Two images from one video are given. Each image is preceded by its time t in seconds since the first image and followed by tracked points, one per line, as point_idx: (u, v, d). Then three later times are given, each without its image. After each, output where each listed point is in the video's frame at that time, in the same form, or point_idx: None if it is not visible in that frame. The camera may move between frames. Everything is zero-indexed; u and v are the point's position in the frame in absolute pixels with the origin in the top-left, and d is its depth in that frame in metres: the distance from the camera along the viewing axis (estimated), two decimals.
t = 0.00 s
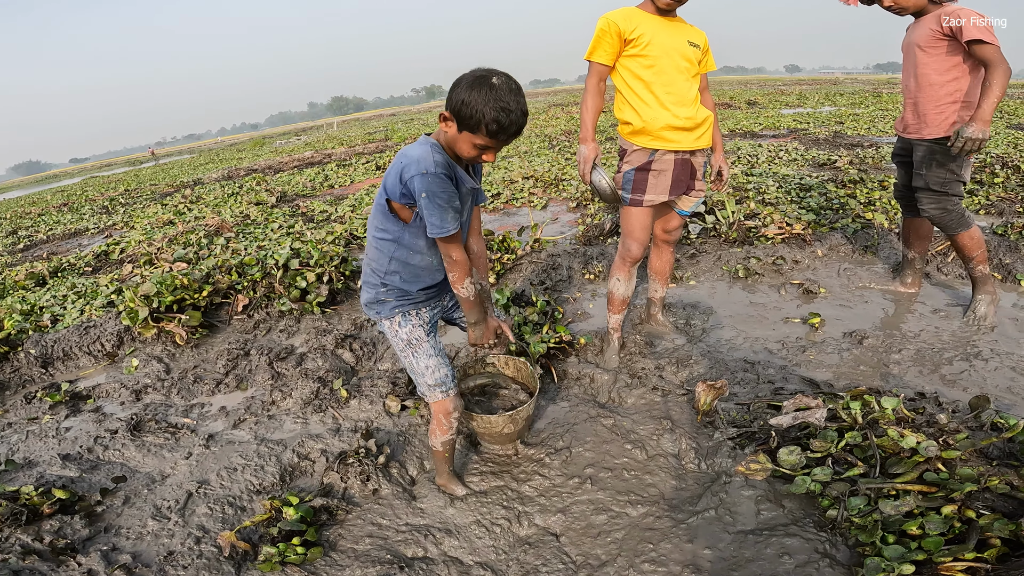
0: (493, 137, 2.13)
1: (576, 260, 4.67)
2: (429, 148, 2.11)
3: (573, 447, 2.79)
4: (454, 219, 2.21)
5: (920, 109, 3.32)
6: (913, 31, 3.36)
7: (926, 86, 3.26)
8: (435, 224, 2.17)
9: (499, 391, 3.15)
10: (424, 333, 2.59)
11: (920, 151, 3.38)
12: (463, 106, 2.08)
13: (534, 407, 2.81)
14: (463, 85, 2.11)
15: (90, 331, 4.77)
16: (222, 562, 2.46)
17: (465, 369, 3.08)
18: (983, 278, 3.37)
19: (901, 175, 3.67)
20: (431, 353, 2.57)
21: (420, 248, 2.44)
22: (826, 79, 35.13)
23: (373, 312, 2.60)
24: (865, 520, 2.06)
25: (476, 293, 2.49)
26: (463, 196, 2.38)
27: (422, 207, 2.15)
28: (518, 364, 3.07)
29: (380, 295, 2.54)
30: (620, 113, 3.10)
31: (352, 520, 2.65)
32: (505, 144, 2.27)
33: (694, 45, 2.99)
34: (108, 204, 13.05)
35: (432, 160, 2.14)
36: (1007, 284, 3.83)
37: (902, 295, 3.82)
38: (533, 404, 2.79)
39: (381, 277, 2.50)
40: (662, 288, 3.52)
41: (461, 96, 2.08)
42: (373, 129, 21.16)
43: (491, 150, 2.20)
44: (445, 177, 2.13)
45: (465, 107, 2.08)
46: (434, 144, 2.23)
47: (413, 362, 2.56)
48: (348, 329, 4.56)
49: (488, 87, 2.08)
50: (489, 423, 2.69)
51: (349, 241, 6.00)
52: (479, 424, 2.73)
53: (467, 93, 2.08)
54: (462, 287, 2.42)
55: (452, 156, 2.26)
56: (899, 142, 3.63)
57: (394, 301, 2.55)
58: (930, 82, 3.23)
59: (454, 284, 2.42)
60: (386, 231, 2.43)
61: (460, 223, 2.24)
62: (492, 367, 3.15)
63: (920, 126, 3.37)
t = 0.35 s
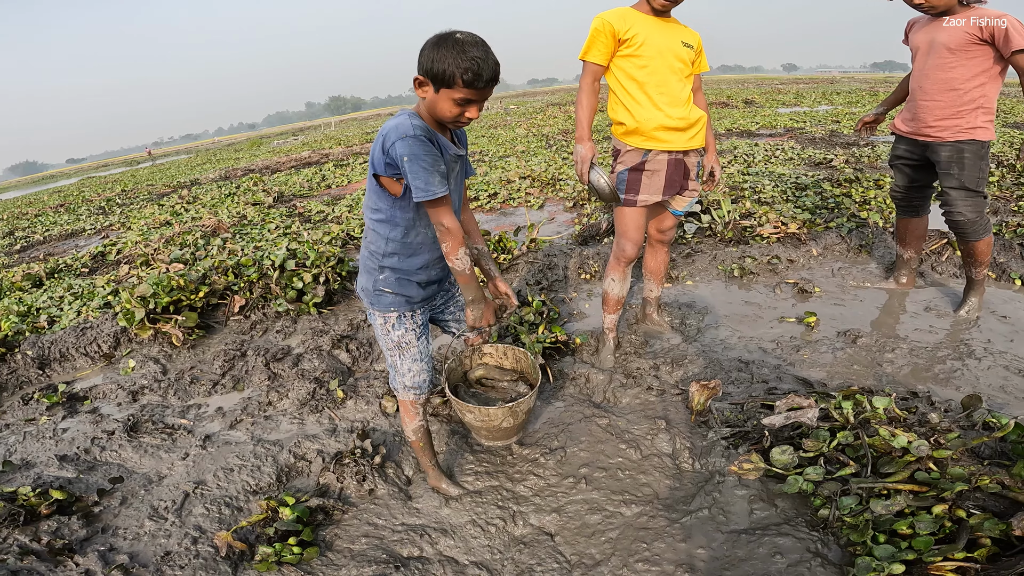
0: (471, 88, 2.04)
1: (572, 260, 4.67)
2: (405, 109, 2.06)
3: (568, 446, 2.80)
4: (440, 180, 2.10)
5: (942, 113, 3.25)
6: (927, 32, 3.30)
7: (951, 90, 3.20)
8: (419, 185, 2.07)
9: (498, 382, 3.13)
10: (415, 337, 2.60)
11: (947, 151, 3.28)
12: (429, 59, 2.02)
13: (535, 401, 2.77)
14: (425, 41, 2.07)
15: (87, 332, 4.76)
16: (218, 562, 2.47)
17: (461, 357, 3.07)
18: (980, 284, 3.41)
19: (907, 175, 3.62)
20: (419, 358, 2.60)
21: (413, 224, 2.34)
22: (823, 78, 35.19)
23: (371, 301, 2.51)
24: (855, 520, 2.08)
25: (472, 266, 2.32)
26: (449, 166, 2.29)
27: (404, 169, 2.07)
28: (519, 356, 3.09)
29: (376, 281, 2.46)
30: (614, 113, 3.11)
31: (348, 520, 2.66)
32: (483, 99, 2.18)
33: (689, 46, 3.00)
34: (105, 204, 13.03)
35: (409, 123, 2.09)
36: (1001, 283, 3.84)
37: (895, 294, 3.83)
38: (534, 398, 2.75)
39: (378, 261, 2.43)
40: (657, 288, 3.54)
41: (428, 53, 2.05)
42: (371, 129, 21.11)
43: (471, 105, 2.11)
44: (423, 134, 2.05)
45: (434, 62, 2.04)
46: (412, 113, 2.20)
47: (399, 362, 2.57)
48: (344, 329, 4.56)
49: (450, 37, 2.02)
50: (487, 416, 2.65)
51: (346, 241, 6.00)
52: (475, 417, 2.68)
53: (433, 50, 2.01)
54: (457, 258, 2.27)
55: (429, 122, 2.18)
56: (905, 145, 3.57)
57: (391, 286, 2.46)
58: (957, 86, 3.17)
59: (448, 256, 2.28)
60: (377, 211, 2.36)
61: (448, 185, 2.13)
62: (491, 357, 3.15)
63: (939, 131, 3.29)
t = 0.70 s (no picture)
0: (436, 65, 1.91)
1: (569, 258, 4.66)
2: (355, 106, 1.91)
3: (564, 444, 2.78)
4: (398, 181, 1.93)
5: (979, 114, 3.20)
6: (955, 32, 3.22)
7: (989, 91, 3.15)
8: (373, 190, 1.92)
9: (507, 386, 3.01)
10: (407, 346, 2.54)
11: (984, 152, 3.24)
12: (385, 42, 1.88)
13: (539, 418, 2.60)
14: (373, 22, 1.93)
15: (81, 331, 4.73)
16: (211, 561, 2.45)
17: (465, 368, 2.95)
18: (980, 283, 3.45)
19: (919, 171, 3.59)
20: (411, 366, 2.55)
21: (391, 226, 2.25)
22: (820, 79, 35.26)
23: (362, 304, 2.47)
24: (853, 517, 2.06)
25: (447, 275, 2.15)
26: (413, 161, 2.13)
27: (360, 173, 1.93)
28: (526, 364, 2.93)
29: (365, 284, 2.41)
30: (609, 110, 3.10)
31: (343, 518, 2.64)
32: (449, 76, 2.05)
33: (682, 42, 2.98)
34: (102, 204, 12.99)
35: (362, 121, 1.95)
36: (998, 279, 3.84)
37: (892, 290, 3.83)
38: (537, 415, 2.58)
39: (365, 262, 2.38)
40: (654, 285, 3.51)
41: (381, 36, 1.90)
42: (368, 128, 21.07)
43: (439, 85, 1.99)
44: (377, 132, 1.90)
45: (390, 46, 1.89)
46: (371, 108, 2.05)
47: (391, 370, 2.54)
48: (340, 327, 4.53)
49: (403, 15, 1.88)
50: (484, 436, 2.52)
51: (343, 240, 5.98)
52: (473, 436, 2.56)
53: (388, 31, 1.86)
54: (429, 267, 2.10)
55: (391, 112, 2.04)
56: (920, 142, 3.53)
57: (380, 289, 2.40)
58: (996, 87, 3.13)
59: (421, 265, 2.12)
60: (358, 213, 2.29)
61: (408, 187, 1.95)
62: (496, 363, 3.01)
63: (973, 132, 3.24)
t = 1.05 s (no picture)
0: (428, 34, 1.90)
1: (566, 251, 4.66)
2: (338, 83, 1.82)
3: (562, 433, 2.78)
4: (391, 163, 1.87)
5: (1006, 107, 3.14)
6: (973, 26, 3.17)
7: (1015, 84, 3.09)
8: (364, 174, 1.84)
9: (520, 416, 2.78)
10: (416, 350, 2.53)
11: (1003, 151, 3.21)
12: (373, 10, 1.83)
13: (508, 453, 2.33)
14: None
15: (78, 327, 4.71)
16: (210, 551, 2.44)
17: (469, 381, 2.83)
18: (978, 275, 3.49)
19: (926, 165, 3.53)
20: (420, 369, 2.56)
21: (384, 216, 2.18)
22: (815, 77, 35.37)
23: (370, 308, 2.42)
24: (852, 502, 2.05)
25: (439, 267, 2.11)
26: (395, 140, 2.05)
27: (348, 156, 1.85)
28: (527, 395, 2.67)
29: (372, 287, 2.35)
30: (603, 103, 3.11)
31: (341, 509, 2.63)
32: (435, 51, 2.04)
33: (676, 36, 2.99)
34: (97, 204, 12.95)
35: (346, 99, 1.86)
36: (993, 269, 3.86)
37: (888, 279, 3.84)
38: (506, 449, 2.31)
39: (365, 263, 2.30)
40: (650, 276, 3.52)
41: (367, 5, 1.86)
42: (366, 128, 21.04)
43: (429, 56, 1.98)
44: (366, 111, 1.82)
45: (378, 14, 1.84)
46: (349, 86, 1.97)
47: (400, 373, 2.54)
48: (337, 320, 4.52)
49: None
50: (443, 453, 2.33)
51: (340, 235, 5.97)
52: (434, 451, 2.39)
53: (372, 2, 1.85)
54: (422, 257, 2.05)
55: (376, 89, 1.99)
56: (931, 139, 3.46)
57: (389, 290, 2.36)
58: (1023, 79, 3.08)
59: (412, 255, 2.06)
60: (342, 210, 2.18)
61: (400, 169, 1.89)
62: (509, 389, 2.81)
63: (999, 126, 3.18)
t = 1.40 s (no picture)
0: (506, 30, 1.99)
1: (550, 250, 4.69)
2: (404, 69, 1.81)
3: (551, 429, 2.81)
4: (425, 161, 1.81)
5: (986, 102, 3.25)
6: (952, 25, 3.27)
7: (992, 81, 3.22)
8: (402, 164, 1.80)
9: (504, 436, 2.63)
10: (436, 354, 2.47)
11: (984, 146, 3.33)
12: None
13: (484, 485, 2.24)
14: None
15: (56, 332, 4.61)
16: (199, 554, 2.41)
17: (448, 400, 2.71)
18: (953, 266, 3.60)
19: (913, 161, 3.56)
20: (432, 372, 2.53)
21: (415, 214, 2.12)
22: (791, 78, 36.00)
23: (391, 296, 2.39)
24: (836, 491, 2.09)
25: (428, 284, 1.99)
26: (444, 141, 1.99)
27: (392, 141, 1.80)
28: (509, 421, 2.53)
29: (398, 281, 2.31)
30: (586, 101, 3.15)
31: (332, 509, 2.62)
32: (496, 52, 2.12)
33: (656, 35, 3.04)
34: (72, 209, 12.67)
35: (413, 86, 1.83)
36: (966, 261, 3.90)
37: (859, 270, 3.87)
38: (482, 482, 2.22)
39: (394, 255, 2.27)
40: (634, 272, 3.57)
41: None
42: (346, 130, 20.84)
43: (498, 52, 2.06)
44: (427, 106, 1.79)
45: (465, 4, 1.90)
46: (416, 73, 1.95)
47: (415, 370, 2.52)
48: (321, 321, 4.48)
49: None
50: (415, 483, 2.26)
51: (324, 237, 5.92)
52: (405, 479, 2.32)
53: None
54: (414, 265, 1.94)
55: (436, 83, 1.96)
56: (917, 134, 3.49)
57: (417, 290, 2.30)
58: (999, 76, 3.21)
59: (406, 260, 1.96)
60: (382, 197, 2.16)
61: (434, 170, 1.83)
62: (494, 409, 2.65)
63: (975, 123, 3.30)
